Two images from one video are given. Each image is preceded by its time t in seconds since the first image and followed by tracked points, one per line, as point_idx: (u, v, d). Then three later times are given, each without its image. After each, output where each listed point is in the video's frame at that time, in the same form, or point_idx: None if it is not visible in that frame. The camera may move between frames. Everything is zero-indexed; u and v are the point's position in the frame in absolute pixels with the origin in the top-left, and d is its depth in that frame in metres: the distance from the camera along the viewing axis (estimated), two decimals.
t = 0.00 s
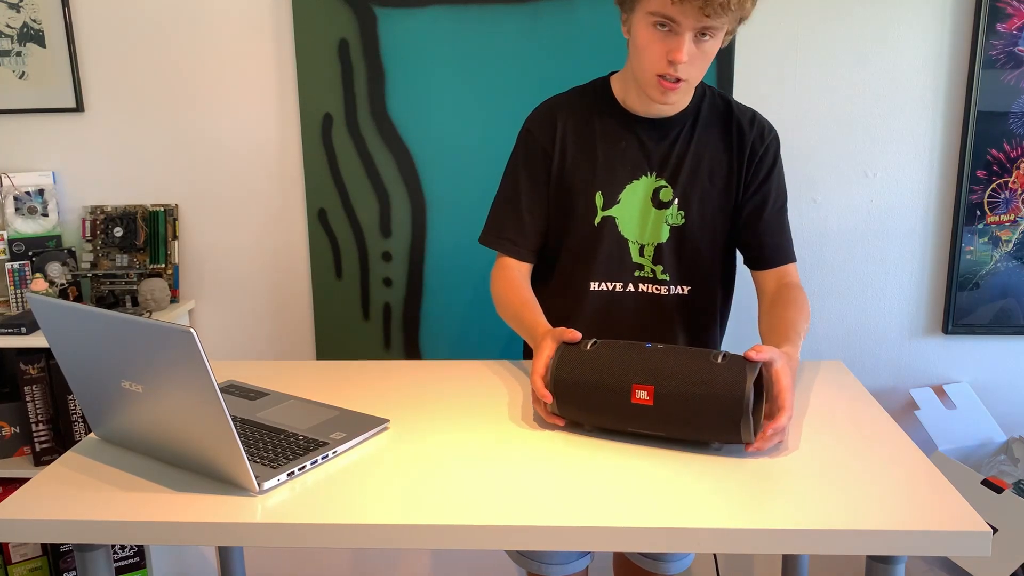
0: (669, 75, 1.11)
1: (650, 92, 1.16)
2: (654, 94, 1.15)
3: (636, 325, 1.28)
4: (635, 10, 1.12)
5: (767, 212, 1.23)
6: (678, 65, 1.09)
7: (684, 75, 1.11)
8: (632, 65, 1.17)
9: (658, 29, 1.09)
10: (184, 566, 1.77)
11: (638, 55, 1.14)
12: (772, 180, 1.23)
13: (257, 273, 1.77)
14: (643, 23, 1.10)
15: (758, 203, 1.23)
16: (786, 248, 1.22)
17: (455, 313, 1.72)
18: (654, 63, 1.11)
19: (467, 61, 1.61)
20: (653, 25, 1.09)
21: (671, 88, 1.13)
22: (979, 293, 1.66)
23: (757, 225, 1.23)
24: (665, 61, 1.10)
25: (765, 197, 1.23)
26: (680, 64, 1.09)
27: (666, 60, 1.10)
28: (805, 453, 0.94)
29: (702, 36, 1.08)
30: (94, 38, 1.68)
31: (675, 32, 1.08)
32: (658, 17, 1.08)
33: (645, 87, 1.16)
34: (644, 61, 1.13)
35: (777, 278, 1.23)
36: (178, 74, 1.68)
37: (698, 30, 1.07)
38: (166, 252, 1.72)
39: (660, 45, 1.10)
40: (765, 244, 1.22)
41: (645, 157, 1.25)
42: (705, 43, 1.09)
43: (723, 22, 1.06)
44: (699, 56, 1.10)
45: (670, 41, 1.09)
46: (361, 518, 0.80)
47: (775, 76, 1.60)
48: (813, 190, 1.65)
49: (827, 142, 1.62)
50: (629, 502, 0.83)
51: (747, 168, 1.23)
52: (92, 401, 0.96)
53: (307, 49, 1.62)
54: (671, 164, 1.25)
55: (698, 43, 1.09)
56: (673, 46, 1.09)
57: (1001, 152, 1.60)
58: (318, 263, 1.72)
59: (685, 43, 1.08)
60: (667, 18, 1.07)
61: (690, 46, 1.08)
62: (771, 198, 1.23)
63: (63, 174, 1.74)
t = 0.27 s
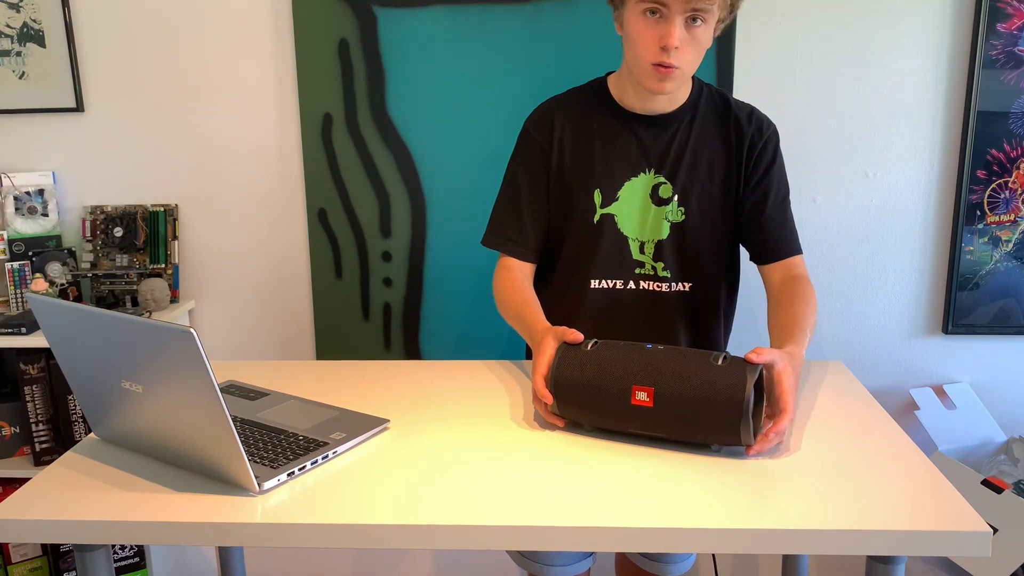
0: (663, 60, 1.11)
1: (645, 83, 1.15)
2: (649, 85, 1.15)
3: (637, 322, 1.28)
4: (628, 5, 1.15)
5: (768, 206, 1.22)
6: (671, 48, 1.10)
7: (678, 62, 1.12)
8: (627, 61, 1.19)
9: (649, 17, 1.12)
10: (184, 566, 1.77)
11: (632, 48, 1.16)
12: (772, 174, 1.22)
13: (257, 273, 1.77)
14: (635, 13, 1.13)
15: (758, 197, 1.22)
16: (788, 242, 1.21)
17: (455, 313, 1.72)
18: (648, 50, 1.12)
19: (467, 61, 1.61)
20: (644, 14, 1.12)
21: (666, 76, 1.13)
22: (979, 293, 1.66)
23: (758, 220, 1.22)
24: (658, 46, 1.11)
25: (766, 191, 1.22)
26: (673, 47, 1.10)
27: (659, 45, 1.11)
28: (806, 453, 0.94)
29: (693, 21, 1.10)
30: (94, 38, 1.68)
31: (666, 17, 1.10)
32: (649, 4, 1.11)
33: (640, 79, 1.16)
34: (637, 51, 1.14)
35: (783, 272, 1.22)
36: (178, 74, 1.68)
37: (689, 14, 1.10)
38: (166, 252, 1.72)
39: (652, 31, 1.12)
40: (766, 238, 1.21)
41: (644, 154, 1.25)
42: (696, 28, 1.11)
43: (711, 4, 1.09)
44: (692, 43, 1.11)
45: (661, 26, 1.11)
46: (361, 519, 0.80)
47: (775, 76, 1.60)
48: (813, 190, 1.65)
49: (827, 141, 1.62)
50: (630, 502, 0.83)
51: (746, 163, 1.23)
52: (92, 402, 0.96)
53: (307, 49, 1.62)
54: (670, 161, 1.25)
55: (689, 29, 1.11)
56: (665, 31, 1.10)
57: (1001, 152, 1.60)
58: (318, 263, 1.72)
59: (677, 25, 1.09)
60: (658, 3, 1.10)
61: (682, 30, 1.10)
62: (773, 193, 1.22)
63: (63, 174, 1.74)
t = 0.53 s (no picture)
0: (658, 53, 1.12)
1: (641, 77, 1.16)
2: (644, 79, 1.15)
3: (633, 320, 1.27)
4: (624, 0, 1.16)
5: (764, 205, 1.22)
6: (667, 41, 1.10)
7: (673, 54, 1.12)
8: (623, 56, 1.19)
9: (646, 11, 1.12)
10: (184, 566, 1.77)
11: (627, 42, 1.16)
12: (768, 171, 1.22)
13: (257, 273, 1.77)
14: (631, 7, 1.14)
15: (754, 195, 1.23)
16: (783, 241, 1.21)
17: (455, 313, 1.72)
18: (644, 43, 1.13)
19: (467, 60, 1.61)
20: (641, 8, 1.13)
21: (661, 69, 1.13)
22: (979, 294, 1.66)
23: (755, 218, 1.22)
24: (653, 38, 1.12)
25: (762, 189, 1.22)
26: (669, 39, 1.10)
27: (655, 38, 1.12)
28: (806, 453, 0.94)
29: (689, 15, 1.11)
30: (94, 38, 1.68)
31: (662, 10, 1.11)
32: None
33: (635, 72, 1.16)
34: (633, 44, 1.14)
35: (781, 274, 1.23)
36: (178, 74, 1.68)
37: (685, 8, 1.11)
38: (166, 252, 1.72)
39: (647, 25, 1.12)
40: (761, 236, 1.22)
41: (639, 151, 1.25)
42: (692, 22, 1.11)
43: None
44: (688, 37, 1.12)
45: (658, 19, 1.11)
46: (361, 518, 0.80)
47: (775, 76, 1.60)
48: (813, 190, 1.65)
49: (826, 141, 1.62)
50: (630, 502, 0.83)
51: (743, 161, 1.23)
52: (92, 402, 0.96)
53: (307, 49, 1.62)
54: (666, 158, 1.24)
55: (685, 23, 1.11)
56: (661, 23, 1.11)
57: (1001, 152, 1.60)
58: (318, 263, 1.72)
59: (673, 18, 1.10)
60: None
61: (677, 23, 1.11)
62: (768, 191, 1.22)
63: (63, 174, 1.74)
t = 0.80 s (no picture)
0: (670, 53, 1.12)
1: (652, 77, 1.16)
2: (656, 79, 1.16)
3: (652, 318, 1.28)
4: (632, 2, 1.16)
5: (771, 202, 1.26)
6: (679, 41, 1.11)
7: (684, 54, 1.13)
8: (631, 57, 1.19)
9: (655, 12, 1.13)
10: (184, 566, 1.77)
11: (636, 44, 1.16)
12: (775, 170, 1.25)
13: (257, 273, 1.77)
14: (640, 8, 1.14)
15: (763, 194, 1.26)
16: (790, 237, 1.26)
17: (455, 313, 1.72)
18: (654, 44, 1.13)
19: (467, 61, 1.61)
20: (650, 9, 1.13)
21: (673, 69, 1.14)
22: (979, 294, 1.66)
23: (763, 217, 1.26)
24: (664, 39, 1.12)
25: (768, 188, 1.26)
26: (681, 39, 1.11)
27: (666, 38, 1.12)
28: (806, 453, 0.94)
29: (698, 14, 1.11)
30: (94, 38, 1.68)
31: (672, 10, 1.11)
32: None
33: (646, 73, 1.17)
34: (644, 45, 1.14)
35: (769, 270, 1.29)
36: (178, 74, 1.68)
37: (694, 8, 1.11)
38: (166, 252, 1.72)
39: (657, 26, 1.12)
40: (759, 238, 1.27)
41: (653, 151, 1.25)
42: (702, 22, 1.12)
43: None
44: (698, 36, 1.12)
45: (668, 20, 1.11)
46: (361, 519, 0.80)
47: (775, 76, 1.60)
48: (812, 190, 1.65)
49: (826, 142, 1.62)
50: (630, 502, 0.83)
51: (747, 161, 1.25)
52: (92, 402, 0.96)
53: (307, 49, 1.62)
54: (680, 158, 1.25)
55: (695, 22, 1.12)
56: (672, 24, 1.11)
57: (1001, 152, 1.60)
58: (318, 263, 1.72)
59: (683, 18, 1.10)
60: None
61: (688, 23, 1.11)
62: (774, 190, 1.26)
63: (63, 174, 1.74)
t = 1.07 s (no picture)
0: (666, 50, 1.12)
1: (649, 75, 1.16)
2: (653, 76, 1.16)
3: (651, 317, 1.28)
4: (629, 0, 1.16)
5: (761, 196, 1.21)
6: (674, 38, 1.11)
7: (680, 51, 1.12)
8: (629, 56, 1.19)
9: (651, 9, 1.13)
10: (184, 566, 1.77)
11: (633, 41, 1.16)
12: (768, 165, 1.22)
13: (257, 273, 1.77)
14: (637, 5, 1.14)
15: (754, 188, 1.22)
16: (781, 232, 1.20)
17: (456, 313, 1.72)
18: (651, 41, 1.13)
19: (468, 61, 1.61)
20: (646, 6, 1.13)
21: (669, 66, 1.14)
22: (979, 294, 1.66)
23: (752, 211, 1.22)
24: (660, 36, 1.12)
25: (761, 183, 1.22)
26: (676, 36, 1.11)
27: (662, 35, 1.12)
28: (806, 453, 0.94)
29: (694, 11, 1.11)
30: (94, 38, 1.68)
31: (668, 7, 1.11)
32: None
33: (643, 71, 1.17)
34: (640, 42, 1.14)
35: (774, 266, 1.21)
36: (179, 74, 1.68)
37: (690, 5, 1.11)
38: (166, 252, 1.72)
39: (653, 23, 1.12)
40: (761, 229, 1.20)
41: (650, 150, 1.25)
42: (698, 19, 1.11)
43: None
44: (694, 33, 1.12)
45: (663, 17, 1.11)
46: (361, 519, 0.80)
47: (775, 76, 1.60)
48: (812, 190, 1.65)
49: (826, 141, 1.62)
50: (630, 502, 0.83)
51: (746, 157, 1.24)
52: (92, 402, 0.96)
53: (307, 49, 1.62)
54: (676, 157, 1.25)
55: (691, 19, 1.12)
56: (667, 21, 1.11)
57: (1001, 152, 1.60)
58: (318, 263, 1.72)
59: (679, 15, 1.10)
60: None
61: (684, 20, 1.11)
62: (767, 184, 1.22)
63: (63, 174, 1.74)
